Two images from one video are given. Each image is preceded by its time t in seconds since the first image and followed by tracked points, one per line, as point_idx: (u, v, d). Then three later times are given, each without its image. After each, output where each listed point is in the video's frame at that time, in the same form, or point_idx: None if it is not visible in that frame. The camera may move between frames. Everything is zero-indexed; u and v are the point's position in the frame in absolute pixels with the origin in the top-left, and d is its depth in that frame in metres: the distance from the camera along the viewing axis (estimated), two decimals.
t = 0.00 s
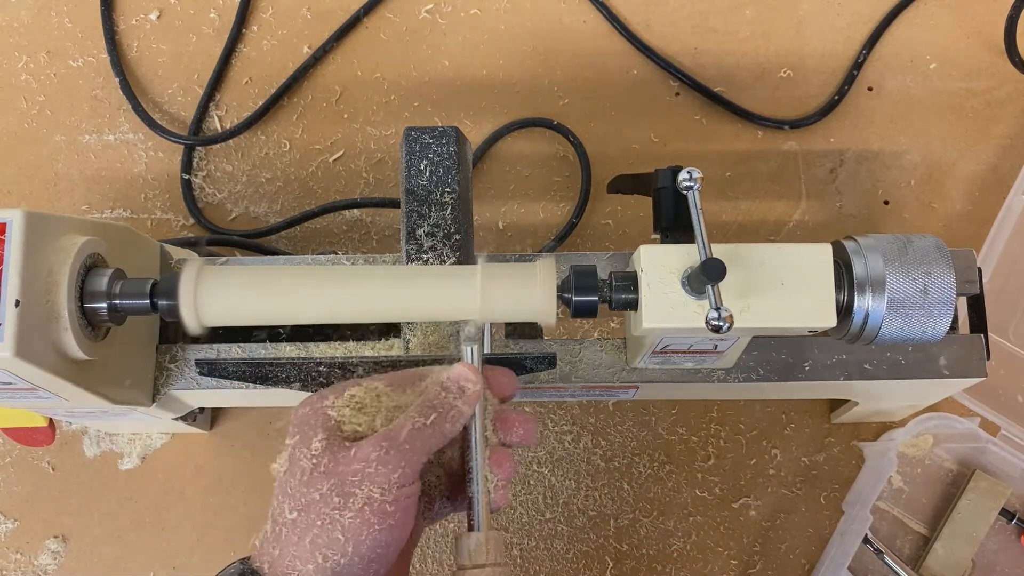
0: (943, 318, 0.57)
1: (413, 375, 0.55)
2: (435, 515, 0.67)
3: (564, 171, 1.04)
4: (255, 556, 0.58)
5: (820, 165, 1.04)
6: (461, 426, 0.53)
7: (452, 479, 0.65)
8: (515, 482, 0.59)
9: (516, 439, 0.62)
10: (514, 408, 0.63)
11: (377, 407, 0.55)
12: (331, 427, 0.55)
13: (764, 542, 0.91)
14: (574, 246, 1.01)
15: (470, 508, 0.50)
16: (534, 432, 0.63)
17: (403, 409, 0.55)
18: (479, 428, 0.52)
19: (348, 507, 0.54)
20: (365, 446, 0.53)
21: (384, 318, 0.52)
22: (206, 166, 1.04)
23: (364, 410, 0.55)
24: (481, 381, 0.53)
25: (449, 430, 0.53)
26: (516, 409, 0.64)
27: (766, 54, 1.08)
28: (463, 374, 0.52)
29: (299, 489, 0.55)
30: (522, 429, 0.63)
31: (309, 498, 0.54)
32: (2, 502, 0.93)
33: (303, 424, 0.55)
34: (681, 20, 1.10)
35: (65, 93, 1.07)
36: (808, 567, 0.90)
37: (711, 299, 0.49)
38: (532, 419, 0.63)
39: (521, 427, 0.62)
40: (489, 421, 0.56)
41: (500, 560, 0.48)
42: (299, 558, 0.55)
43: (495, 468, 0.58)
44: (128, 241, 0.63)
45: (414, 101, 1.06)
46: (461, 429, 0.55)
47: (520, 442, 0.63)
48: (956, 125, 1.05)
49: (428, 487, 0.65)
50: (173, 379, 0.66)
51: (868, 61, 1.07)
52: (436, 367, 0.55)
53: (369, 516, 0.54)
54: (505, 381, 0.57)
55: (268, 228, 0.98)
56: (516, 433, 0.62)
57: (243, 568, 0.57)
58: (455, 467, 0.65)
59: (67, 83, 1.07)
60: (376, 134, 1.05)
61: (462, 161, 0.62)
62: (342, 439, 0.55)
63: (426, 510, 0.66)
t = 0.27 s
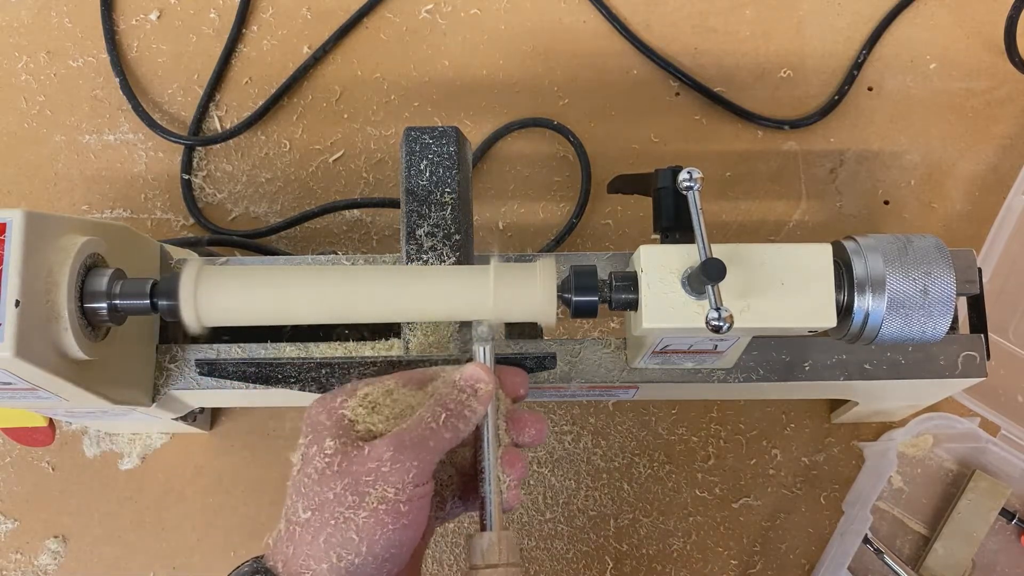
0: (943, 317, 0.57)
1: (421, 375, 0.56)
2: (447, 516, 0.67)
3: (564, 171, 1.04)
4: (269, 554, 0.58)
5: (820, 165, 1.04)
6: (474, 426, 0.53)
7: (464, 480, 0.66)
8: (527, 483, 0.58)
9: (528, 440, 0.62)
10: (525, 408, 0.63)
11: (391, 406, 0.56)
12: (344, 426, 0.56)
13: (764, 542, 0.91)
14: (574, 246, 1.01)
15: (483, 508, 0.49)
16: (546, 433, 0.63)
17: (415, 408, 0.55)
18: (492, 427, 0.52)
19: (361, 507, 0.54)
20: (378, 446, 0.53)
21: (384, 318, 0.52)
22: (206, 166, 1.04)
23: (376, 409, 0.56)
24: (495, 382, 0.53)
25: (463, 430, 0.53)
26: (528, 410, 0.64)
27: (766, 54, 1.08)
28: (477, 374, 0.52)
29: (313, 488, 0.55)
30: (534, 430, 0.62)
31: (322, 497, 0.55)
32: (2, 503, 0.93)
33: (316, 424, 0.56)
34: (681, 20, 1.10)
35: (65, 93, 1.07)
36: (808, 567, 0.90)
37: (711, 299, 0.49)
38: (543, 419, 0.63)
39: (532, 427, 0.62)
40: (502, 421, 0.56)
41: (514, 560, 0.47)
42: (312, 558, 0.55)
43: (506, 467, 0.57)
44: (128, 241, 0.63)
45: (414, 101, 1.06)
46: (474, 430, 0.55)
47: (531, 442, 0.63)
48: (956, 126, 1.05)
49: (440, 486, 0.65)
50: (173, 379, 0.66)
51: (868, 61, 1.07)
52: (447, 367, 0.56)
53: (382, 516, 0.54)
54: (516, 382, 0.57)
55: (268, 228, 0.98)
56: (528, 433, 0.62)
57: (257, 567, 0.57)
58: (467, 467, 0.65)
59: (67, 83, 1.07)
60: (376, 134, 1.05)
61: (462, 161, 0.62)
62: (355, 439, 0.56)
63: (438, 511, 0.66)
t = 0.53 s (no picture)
0: (943, 317, 0.57)
1: (434, 374, 0.56)
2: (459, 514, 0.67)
3: (564, 171, 1.04)
4: (283, 553, 0.58)
5: (820, 165, 1.04)
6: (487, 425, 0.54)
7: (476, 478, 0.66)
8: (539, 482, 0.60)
9: (541, 439, 0.63)
10: (537, 408, 0.65)
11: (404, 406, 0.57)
12: (357, 426, 0.56)
13: (764, 541, 0.91)
14: (574, 246, 1.01)
15: (496, 508, 0.49)
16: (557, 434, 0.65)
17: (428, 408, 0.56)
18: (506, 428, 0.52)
19: (376, 506, 0.55)
20: (392, 446, 0.54)
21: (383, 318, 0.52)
22: (206, 167, 1.04)
23: (390, 409, 0.57)
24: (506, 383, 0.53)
25: (476, 430, 0.54)
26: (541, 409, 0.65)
27: (766, 53, 1.08)
28: (489, 374, 0.52)
29: (328, 487, 0.56)
30: (547, 429, 0.63)
31: (337, 496, 0.55)
32: (2, 502, 0.93)
33: (331, 423, 0.56)
34: (681, 20, 1.10)
35: (65, 93, 1.07)
36: (808, 567, 0.90)
37: (711, 299, 0.49)
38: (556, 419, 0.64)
39: (545, 427, 0.63)
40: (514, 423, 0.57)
41: (529, 561, 0.46)
42: (327, 557, 0.56)
43: (519, 467, 0.59)
44: (128, 241, 0.63)
45: (414, 101, 1.06)
46: (487, 430, 0.56)
47: (542, 443, 0.64)
48: (956, 126, 1.05)
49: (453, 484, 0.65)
50: (173, 379, 0.66)
51: (868, 61, 1.07)
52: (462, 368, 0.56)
53: (397, 515, 0.55)
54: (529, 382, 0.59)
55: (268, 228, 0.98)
56: (542, 433, 0.63)
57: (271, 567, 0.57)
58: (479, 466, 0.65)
59: (67, 83, 1.07)
60: (376, 134, 1.05)
61: (462, 161, 0.62)
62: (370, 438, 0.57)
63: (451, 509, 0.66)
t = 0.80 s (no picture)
0: (943, 317, 0.57)
1: (446, 373, 0.55)
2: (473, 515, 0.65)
3: (564, 171, 1.04)
4: (298, 552, 0.57)
5: (820, 165, 1.04)
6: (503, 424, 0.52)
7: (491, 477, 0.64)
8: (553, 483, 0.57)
9: (553, 440, 0.62)
10: (550, 409, 0.64)
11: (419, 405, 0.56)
12: (372, 426, 0.55)
13: (764, 541, 0.91)
14: (574, 246, 1.01)
15: (508, 508, 0.48)
16: (571, 434, 0.63)
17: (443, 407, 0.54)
18: (518, 429, 0.51)
19: (391, 506, 0.53)
20: (407, 445, 0.52)
21: (384, 318, 0.52)
22: (206, 166, 1.04)
23: (404, 408, 0.55)
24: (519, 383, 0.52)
25: (490, 430, 0.53)
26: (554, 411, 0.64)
27: (766, 53, 1.08)
28: (501, 374, 0.51)
29: (342, 486, 0.55)
30: (559, 430, 0.62)
31: (352, 495, 0.54)
32: (2, 502, 0.93)
33: (344, 422, 0.55)
34: (681, 20, 1.10)
35: (65, 93, 1.07)
36: (808, 567, 0.90)
37: (711, 299, 0.49)
38: (569, 420, 0.63)
39: (557, 427, 0.62)
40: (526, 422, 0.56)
41: (541, 560, 0.46)
42: (341, 557, 0.54)
43: (532, 467, 0.57)
44: (128, 240, 0.63)
45: (414, 101, 1.06)
46: (501, 429, 0.54)
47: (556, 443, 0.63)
48: (956, 126, 1.05)
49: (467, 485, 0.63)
50: (173, 379, 0.66)
51: (868, 61, 1.07)
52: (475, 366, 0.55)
53: (412, 515, 0.53)
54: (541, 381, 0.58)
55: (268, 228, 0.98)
56: (554, 434, 0.62)
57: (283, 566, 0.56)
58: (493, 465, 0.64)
59: (67, 83, 1.07)
60: (376, 134, 1.05)
61: (462, 161, 0.62)
62: (384, 438, 0.55)
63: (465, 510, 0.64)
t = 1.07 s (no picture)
0: (943, 317, 0.57)
1: (457, 372, 0.56)
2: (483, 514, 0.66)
3: (564, 170, 1.04)
4: (310, 552, 0.56)
5: (820, 165, 1.04)
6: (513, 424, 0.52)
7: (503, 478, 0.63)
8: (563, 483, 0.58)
9: (564, 440, 0.62)
10: (562, 408, 0.63)
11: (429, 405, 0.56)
12: (384, 426, 0.55)
13: (765, 542, 0.91)
14: (574, 246, 1.01)
15: (518, 508, 0.49)
16: (583, 433, 0.63)
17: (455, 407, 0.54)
18: (529, 430, 0.51)
19: (402, 505, 0.52)
20: (418, 445, 0.52)
21: (385, 318, 0.52)
22: (206, 166, 1.04)
23: (415, 408, 0.55)
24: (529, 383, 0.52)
25: (501, 430, 0.52)
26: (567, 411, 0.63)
27: (766, 53, 1.08)
28: (512, 374, 0.52)
29: (355, 485, 0.54)
30: (570, 430, 0.62)
31: (364, 494, 0.53)
32: (2, 502, 0.93)
33: (356, 421, 0.55)
34: (681, 20, 1.10)
35: (65, 93, 1.07)
36: (808, 567, 0.90)
37: (711, 299, 0.49)
38: (579, 418, 0.63)
39: (568, 427, 0.62)
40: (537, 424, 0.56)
41: (552, 560, 0.46)
42: (353, 556, 0.53)
43: (543, 467, 0.58)
44: (128, 240, 0.63)
45: (414, 101, 1.06)
46: (511, 429, 0.54)
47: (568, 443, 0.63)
48: (956, 126, 1.05)
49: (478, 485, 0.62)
50: (173, 379, 0.66)
51: (868, 61, 1.07)
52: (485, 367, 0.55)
53: (424, 514, 0.52)
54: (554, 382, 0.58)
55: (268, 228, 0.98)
56: (566, 434, 0.62)
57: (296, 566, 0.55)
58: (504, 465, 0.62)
59: (67, 83, 1.07)
60: (376, 134, 1.05)
61: (462, 161, 0.62)
62: (396, 437, 0.55)
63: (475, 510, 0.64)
